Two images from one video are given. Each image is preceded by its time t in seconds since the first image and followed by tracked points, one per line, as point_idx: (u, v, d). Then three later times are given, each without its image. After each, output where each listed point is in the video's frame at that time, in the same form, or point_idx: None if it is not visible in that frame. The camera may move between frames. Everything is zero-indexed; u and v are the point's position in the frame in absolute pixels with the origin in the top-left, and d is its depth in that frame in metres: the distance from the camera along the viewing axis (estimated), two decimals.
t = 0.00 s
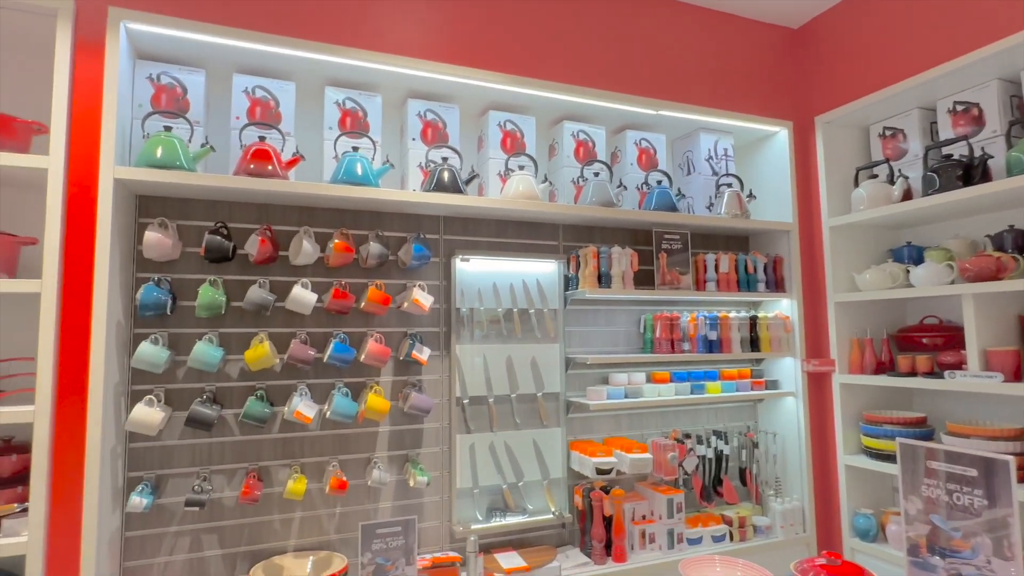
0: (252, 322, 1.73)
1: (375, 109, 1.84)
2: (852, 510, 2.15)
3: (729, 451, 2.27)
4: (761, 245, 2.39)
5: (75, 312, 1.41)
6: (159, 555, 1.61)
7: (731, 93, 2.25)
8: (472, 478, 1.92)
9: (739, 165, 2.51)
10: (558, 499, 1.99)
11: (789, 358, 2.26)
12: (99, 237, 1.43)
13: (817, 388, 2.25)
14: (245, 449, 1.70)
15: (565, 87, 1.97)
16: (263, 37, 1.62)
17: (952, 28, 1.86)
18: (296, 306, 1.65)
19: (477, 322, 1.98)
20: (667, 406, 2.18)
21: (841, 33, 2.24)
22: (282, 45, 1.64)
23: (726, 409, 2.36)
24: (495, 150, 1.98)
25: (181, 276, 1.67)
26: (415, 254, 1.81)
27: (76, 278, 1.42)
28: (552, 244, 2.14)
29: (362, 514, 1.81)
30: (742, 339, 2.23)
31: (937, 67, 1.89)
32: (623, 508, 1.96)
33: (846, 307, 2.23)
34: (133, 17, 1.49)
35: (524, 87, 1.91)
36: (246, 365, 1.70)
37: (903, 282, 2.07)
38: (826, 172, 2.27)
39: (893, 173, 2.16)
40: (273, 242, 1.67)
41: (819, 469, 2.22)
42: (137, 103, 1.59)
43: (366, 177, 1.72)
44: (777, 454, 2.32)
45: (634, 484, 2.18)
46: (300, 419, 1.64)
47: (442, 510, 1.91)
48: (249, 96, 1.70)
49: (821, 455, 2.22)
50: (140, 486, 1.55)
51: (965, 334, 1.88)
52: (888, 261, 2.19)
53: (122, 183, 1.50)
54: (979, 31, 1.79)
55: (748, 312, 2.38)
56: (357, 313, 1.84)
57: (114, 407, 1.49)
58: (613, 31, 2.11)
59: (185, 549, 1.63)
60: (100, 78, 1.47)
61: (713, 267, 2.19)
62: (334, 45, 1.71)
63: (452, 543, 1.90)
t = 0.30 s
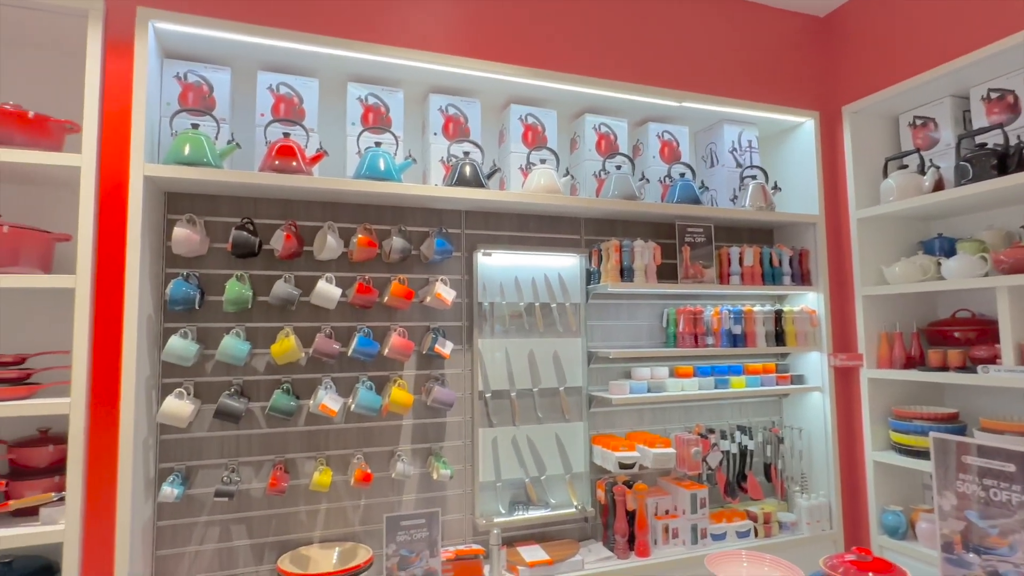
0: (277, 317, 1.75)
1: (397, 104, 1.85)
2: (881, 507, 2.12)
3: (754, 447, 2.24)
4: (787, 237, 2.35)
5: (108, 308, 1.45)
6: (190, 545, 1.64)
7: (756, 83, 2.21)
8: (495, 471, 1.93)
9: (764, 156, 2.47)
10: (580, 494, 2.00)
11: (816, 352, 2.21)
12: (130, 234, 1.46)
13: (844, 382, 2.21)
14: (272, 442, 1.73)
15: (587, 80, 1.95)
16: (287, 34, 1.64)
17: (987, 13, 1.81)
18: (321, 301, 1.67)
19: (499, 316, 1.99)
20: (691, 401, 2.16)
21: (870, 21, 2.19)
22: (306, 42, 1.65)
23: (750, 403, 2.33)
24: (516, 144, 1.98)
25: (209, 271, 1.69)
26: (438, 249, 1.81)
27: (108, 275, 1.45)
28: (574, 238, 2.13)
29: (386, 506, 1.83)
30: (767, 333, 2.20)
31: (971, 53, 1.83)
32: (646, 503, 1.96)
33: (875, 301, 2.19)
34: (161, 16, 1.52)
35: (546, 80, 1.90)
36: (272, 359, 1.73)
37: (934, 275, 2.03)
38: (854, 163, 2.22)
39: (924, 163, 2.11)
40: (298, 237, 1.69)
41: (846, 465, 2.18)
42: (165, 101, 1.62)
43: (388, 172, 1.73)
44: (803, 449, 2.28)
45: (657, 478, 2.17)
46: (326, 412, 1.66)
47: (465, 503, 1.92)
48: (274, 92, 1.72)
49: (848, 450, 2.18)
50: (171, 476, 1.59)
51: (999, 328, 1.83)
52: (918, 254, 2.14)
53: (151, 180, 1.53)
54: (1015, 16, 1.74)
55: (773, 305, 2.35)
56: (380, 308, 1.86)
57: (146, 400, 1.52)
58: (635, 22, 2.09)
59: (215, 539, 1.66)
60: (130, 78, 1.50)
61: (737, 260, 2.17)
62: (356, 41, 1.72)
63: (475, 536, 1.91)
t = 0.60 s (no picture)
0: (299, 314, 1.77)
1: (416, 102, 1.85)
2: (908, 507, 2.08)
3: (777, 445, 2.22)
4: (810, 233, 2.32)
5: (136, 306, 1.47)
6: (215, 538, 1.67)
7: (779, 76, 2.18)
8: (515, 468, 1.93)
9: (787, 151, 2.44)
10: (600, 492, 1.99)
11: (840, 350, 2.17)
12: (156, 233, 1.48)
13: (870, 380, 2.17)
14: (294, 438, 1.75)
15: (606, 75, 1.94)
16: (308, 34, 1.65)
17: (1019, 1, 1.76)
18: (342, 298, 1.69)
19: (518, 313, 1.99)
20: (712, 399, 2.14)
21: (897, 11, 2.14)
22: (326, 41, 1.66)
23: (773, 402, 2.31)
24: (536, 141, 1.98)
25: (232, 270, 1.72)
26: (457, 246, 1.82)
27: (136, 274, 1.48)
28: (594, 235, 2.12)
29: (406, 502, 1.84)
30: (789, 331, 2.18)
31: (1002, 42, 1.78)
32: (667, 501, 1.95)
33: (901, 297, 2.15)
34: (185, 18, 1.54)
35: (565, 76, 1.89)
36: (294, 356, 1.75)
37: (963, 271, 1.98)
38: (880, 156, 2.18)
39: (953, 156, 2.07)
40: (320, 235, 1.70)
41: (872, 465, 2.14)
42: (189, 102, 1.65)
43: (408, 170, 1.73)
44: (827, 449, 2.24)
45: (678, 477, 2.16)
46: (347, 409, 1.67)
47: (485, 499, 1.92)
48: (295, 92, 1.74)
49: (874, 450, 2.15)
50: (196, 471, 1.61)
51: None
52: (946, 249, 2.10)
53: (176, 180, 1.56)
54: None
55: (796, 302, 2.32)
56: (400, 305, 1.87)
57: (172, 397, 1.55)
58: (655, 16, 2.07)
59: (239, 533, 1.69)
60: (155, 79, 1.53)
61: (759, 256, 2.14)
62: (376, 40, 1.72)
63: (495, 533, 1.92)
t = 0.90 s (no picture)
0: (328, 310, 1.79)
1: (442, 98, 1.86)
2: (945, 507, 2.03)
3: (807, 443, 2.18)
4: (842, 227, 2.27)
5: (171, 303, 1.51)
6: (248, 530, 1.70)
7: (809, 67, 2.13)
8: (542, 464, 1.93)
9: (817, 143, 2.39)
10: (627, 488, 1.99)
11: (873, 346, 2.12)
12: (189, 231, 1.51)
13: (904, 377, 2.12)
14: (323, 432, 1.77)
15: (632, 69, 1.92)
16: (335, 32, 1.66)
17: None
18: (371, 295, 1.70)
19: (544, 309, 1.98)
20: (741, 396, 2.11)
21: None
22: (353, 39, 1.67)
23: (803, 399, 2.27)
24: (561, 136, 1.97)
25: (262, 266, 1.74)
26: (483, 242, 1.82)
27: (170, 271, 1.51)
28: (620, 231, 2.10)
29: (434, 497, 1.85)
30: (821, 327, 2.13)
31: None
32: (695, 499, 1.93)
33: (937, 292, 2.10)
34: (215, 19, 1.56)
35: (591, 70, 1.87)
36: (323, 351, 1.77)
37: (1003, 265, 1.93)
38: (915, 148, 2.13)
39: (992, 146, 2.01)
40: (347, 232, 1.72)
41: (907, 464, 2.09)
42: (220, 101, 1.67)
43: (434, 167, 1.74)
44: (859, 447, 2.20)
45: (706, 474, 2.14)
46: (375, 404, 1.69)
47: (512, 495, 1.92)
48: (322, 90, 1.75)
49: (909, 448, 2.10)
50: (229, 464, 1.64)
51: None
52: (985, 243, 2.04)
53: (208, 179, 1.58)
54: None
55: (827, 298, 2.27)
56: (426, 301, 1.88)
57: (206, 391, 1.59)
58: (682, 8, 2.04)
59: (271, 525, 1.72)
60: (187, 80, 1.56)
61: (789, 251, 2.10)
62: (401, 37, 1.73)
63: (522, 528, 1.92)
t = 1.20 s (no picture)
0: (350, 304, 1.81)
1: (462, 93, 1.86)
2: (972, 504, 2.00)
3: (831, 438, 2.16)
4: (867, 219, 2.23)
5: (198, 295, 1.53)
6: (273, 520, 1.73)
7: (834, 57, 2.10)
8: (562, 457, 1.93)
9: (841, 134, 2.36)
10: (648, 482, 1.99)
11: (898, 340, 2.09)
12: (215, 225, 1.54)
13: (930, 371, 2.09)
14: (346, 424, 1.79)
15: (653, 60, 1.91)
16: (357, 27, 1.67)
17: None
18: (391, 288, 1.71)
19: (564, 303, 1.98)
20: (763, 390, 2.09)
21: None
22: (374, 34, 1.68)
23: (827, 393, 2.25)
24: (581, 129, 1.96)
25: (286, 260, 1.77)
26: (503, 236, 1.82)
27: (197, 264, 1.54)
28: (640, 224, 2.09)
29: (455, 489, 1.86)
30: (844, 320, 2.11)
31: None
32: (717, 493, 1.92)
33: (966, 284, 2.06)
34: (239, 16, 1.58)
35: (611, 62, 1.86)
36: (346, 344, 1.79)
37: None
38: (943, 137, 2.09)
39: None
40: (369, 226, 1.73)
41: (933, 459, 2.06)
42: (244, 98, 1.69)
43: (455, 161, 1.75)
44: (884, 442, 2.16)
45: (727, 468, 2.13)
46: (397, 396, 1.70)
47: (533, 488, 1.93)
48: (344, 86, 1.77)
49: (935, 444, 2.07)
50: (255, 455, 1.67)
51: None
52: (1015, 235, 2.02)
53: (233, 174, 1.61)
54: None
55: (851, 291, 2.24)
56: (447, 294, 1.89)
57: (232, 383, 1.61)
58: None
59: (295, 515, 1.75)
60: (212, 76, 1.58)
61: (813, 244, 2.08)
62: (422, 31, 1.74)
63: (543, 521, 1.93)
